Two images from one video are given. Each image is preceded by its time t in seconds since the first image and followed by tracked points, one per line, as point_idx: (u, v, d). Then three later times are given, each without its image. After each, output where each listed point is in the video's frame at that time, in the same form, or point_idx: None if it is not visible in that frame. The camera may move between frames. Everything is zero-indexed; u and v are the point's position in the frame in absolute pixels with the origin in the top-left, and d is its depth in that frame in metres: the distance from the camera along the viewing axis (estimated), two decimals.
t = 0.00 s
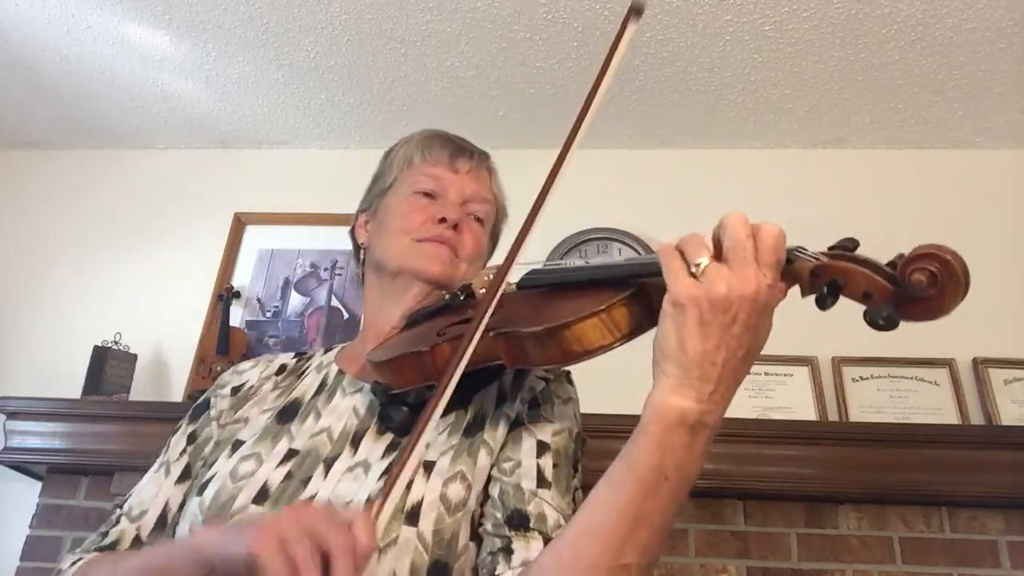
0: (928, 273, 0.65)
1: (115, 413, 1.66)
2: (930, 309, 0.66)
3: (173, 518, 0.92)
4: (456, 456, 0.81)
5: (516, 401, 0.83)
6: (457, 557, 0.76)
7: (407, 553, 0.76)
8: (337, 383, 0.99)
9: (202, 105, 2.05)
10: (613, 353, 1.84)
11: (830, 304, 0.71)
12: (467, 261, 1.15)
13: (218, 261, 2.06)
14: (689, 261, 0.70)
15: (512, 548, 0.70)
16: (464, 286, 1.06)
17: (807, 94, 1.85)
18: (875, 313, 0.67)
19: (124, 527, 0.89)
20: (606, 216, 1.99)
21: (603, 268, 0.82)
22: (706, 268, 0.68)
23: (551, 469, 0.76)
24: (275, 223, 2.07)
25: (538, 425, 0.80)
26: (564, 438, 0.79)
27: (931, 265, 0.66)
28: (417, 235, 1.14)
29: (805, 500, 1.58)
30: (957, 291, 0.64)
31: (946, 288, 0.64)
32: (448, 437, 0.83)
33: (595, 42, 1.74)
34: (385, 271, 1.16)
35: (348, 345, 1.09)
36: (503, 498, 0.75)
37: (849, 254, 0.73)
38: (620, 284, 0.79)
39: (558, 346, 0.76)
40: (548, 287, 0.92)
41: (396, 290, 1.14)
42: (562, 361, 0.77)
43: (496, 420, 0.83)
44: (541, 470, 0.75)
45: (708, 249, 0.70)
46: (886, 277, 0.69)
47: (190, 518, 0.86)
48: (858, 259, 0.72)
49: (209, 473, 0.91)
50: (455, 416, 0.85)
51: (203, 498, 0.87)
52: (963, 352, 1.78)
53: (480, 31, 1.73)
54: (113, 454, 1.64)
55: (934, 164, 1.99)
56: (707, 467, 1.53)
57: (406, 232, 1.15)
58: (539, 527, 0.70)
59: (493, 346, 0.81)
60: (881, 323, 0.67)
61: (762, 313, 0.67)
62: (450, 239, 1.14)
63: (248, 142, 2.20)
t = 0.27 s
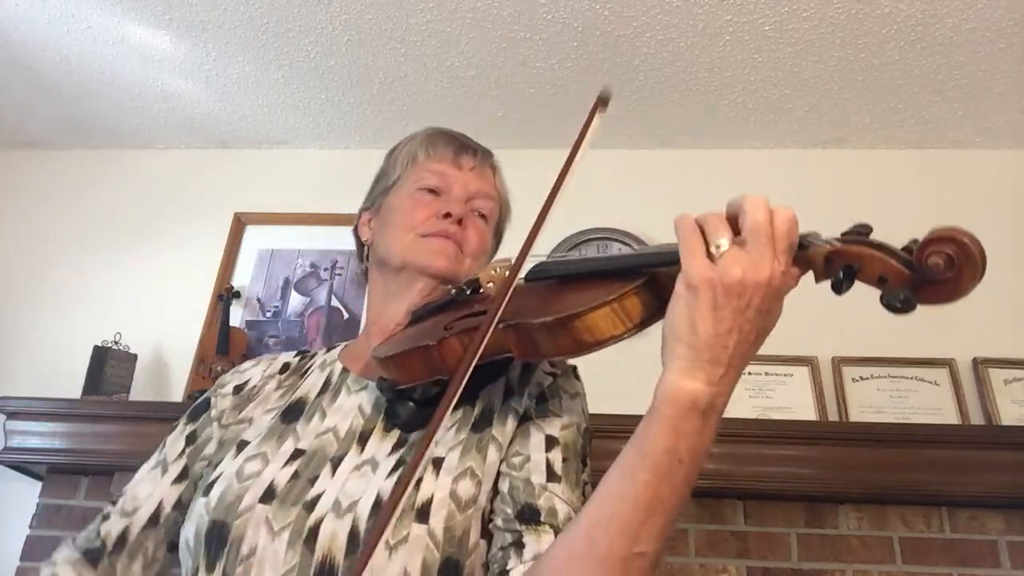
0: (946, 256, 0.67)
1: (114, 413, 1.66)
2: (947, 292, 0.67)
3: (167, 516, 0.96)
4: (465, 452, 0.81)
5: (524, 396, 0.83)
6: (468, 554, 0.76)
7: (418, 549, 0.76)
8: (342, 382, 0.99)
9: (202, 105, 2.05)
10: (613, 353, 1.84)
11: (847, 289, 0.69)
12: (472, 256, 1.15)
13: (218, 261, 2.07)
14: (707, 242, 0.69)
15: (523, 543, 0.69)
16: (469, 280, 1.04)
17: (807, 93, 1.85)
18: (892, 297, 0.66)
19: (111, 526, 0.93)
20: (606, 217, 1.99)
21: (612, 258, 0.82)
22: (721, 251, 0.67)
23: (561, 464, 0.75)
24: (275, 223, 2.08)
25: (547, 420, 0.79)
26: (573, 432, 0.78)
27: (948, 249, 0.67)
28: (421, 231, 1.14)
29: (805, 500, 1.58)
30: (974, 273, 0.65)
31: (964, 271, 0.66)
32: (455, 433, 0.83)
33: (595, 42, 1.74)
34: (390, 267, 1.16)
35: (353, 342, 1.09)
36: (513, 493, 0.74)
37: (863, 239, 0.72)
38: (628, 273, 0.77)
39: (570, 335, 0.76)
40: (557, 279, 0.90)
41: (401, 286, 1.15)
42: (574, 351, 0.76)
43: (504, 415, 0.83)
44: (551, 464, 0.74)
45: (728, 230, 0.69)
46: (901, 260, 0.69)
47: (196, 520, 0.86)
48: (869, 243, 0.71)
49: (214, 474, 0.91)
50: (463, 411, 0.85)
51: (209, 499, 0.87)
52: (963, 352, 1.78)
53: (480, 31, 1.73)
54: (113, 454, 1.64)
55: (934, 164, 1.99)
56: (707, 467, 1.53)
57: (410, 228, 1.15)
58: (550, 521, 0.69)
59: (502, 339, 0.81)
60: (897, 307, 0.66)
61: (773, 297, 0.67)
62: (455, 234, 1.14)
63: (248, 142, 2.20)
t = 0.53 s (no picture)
0: (944, 245, 0.65)
1: (114, 413, 1.66)
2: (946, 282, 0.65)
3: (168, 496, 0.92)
4: (465, 449, 0.81)
5: (523, 391, 0.83)
6: (467, 551, 0.76)
7: (417, 547, 0.76)
8: (343, 378, 1.00)
9: (202, 105, 2.05)
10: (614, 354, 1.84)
11: (844, 279, 0.68)
12: (472, 253, 1.15)
13: (218, 261, 2.07)
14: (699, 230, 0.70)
15: (517, 536, 0.70)
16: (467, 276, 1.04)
17: (807, 94, 1.85)
18: (891, 288, 0.66)
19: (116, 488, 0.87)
20: (607, 217, 1.99)
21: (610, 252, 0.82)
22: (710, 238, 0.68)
23: (558, 458, 0.75)
24: (275, 223, 2.07)
25: (545, 415, 0.79)
26: (571, 428, 0.78)
27: (947, 237, 0.65)
28: (420, 229, 1.14)
29: (805, 500, 1.58)
30: (974, 262, 0.63)
31: (963, 260, 0.64)
32: (455, 430, 0.83)
33: (595, 42, 1.74)
34: (389, 264, 1.16)
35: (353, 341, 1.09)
36: (509, 487, 0.74)
37: (862, 230, 0.71)
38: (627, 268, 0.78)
39: (569, 331, 0.76)
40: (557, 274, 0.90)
41: (401, 285, 1.15)
42: (574, 347, 0.76)
43: (504, 411, 0.83)
44: (548, 458, 0.75)
45: (720, 218, 0.70)
46: (900, 251, 0.68)
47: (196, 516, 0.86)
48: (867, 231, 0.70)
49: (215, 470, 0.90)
50: (462, 408, 0.85)
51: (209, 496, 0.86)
52: (963, 352, 1.78)
53: (480, 31, 1.73)
54: (113, 454, 1.64)
55: (934, 164, 1.99)
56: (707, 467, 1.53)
57: (409, 226, 1.15)
58: (545, 515, 0.70)
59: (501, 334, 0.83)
60: (897, 297, 0.66)
61: (763, 286, 0.68)
62: (454, 231, 1.14)
63: (248, 142, 2.20)
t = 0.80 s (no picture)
0: (957, 246, 0.62)
1: (114, 413, 1.66)
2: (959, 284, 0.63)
3: (162, 517, 0.94)
4: (466, 450, 0.81)
5: (524, 391, 0.83)
6: (468, 553, 0.76)
7: (418, 549, 0.76)
8: (340, 378, 0.99)
9: (202, 105, 2.05)
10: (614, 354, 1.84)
11: (855, 281, 0.67)
12: (470, 250, 1.15)
13: (218, 261, 2.06)
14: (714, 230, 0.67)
15: (523, 540, 0.69)
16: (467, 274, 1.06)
17: (807, 94, 1.85)
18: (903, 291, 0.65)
19: (109, 525, 0.92)
20: (607, 217, 1.99)
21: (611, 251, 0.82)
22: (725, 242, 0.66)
23: (560, 459, 0.75)
24: (276, 223, 2.07)
25: (546, 416, 0.79)
26: (573, 428, 0.78)
27: (960, 239, 0.62)
28: (418, 225, 1.13)
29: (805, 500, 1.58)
30: (987, 264, 0.61)
31: (975, 262, 0.61)
32: (456, 430, 0.83)
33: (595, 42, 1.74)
34: (387, 260, 1.16)
35: (351, 338, 1.09)
36: (512, 488, 0.74)
37: (871, 231, 0.69)
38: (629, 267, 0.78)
39: (572, 331, 0.75)
40: (556, 273, 0.91)
41: (398, 281, 1.15)
42: (578, 348, 0.76)
43: (504, 411, 0.83)
44: (550, 459, 0.74)
45: (735, 217, 0.67)
46: (912, 252, 0.66)
47: (193, 521, 0.86)
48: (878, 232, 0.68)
49: (209, 475, 0.90)
50: (463, 408, 0.85)
51: (206, 500, 0.86)
52: (962, 352, 1.78)
53: (480, 31, 1.73)
54: (114, 454, 1.64)
55: (934, 164, 1.99)
56: (707, 467, 1.53)
57: (407, 222, 1.14)
58: (549, 517, 0.69)
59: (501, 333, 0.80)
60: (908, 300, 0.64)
61: (776, 289, 0.66)
62: (453, 228, 1.13)
63: (248, 142, 2.20)
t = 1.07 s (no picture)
0: (943, 246, 0.64)
1: (116, 413, 1.66)
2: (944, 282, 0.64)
3: (156, 521, 0.93)
4: (457, 450, 0.80)
5: (515, 389, 0.82)
6: (462, 555, 0.75)
7: (410, 551, 0.75)
8: (331, 381, 0.99)
9: (202, 105, 2.05)
10: (613, 354, 1.84)
11: (840, 282, 0.67)
12: (457, 247, 1.15)
13: (218, 261, 2.06)
14: (693, 227, 0.67)
15: (513, 540, 0.69)
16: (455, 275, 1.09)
17: (807, 94, 1.85)
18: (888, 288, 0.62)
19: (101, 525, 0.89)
20: (606, 217, 1.99)
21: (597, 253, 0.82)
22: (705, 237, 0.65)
23: (551, 457, 0.74)
24: (275, 223, 2.07)
25: (534, 413, 0.78)
26: (562, 424, 0.77)
27: (945, 239, 0.64)
28: (403, 225, 1.13)
29: (805, 500, 1.58)
30: (973, 262, 0.62)
31: (962, 259, 0.62)
32: (447, 431, 0.82)
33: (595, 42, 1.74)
34: (373, 261, 1.16)
35: (340, 339, 1.10)
36: (502, 488, 0.74)
37: (858, 234, 0.69)
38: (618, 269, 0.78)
39: (560, 335, 0.75)
40: (544, 273, 0.92)
41: (385, 282, 1.15)
42: (567, 351, 0.76)
43: (496, 410, 0.82)
44: (540, 458, 0.74)
45: (716, 213, 0.66)
46: (893, 250, 0.67)
47: (187, 529, 0.85)
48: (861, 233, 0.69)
49: (202, 482, 0.90)
50: (453, 409, 0.84)
51: (199, 508, 0.86)
52: (962, 352, 1.78)
53: (480, 31, 1.73)
54: (114, 454, 1.64)
55: (934, 164, 1.99)
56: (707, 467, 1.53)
57: (393, 222, 1.14)
58: (540, 517, 0.70)
59: (490, 335, 0.81)
60: (893, 300, 0.62)
61: (756, 286, 0.65)
62: (438, 226, 1.13)
63: (248, 142, 2.20)
